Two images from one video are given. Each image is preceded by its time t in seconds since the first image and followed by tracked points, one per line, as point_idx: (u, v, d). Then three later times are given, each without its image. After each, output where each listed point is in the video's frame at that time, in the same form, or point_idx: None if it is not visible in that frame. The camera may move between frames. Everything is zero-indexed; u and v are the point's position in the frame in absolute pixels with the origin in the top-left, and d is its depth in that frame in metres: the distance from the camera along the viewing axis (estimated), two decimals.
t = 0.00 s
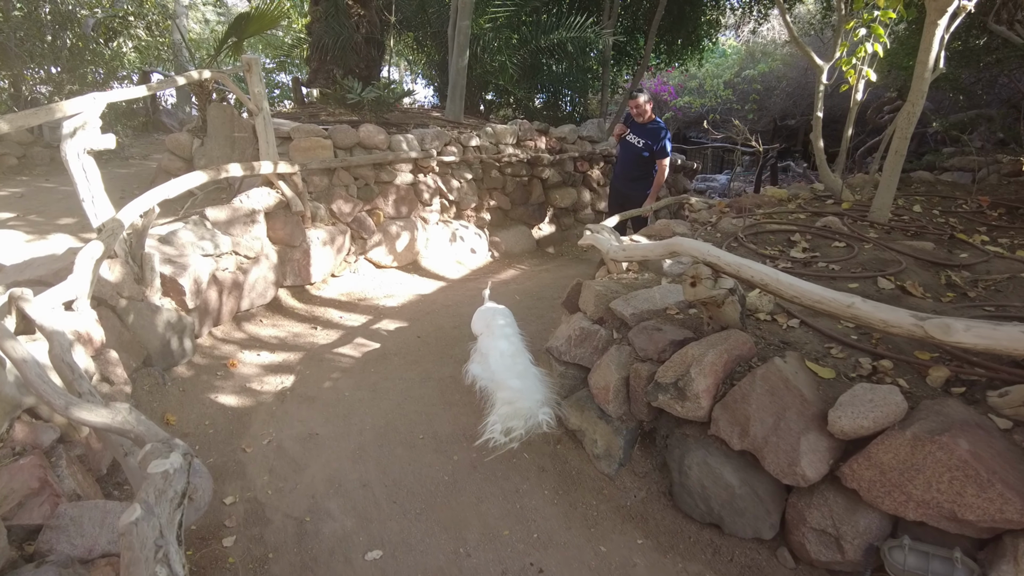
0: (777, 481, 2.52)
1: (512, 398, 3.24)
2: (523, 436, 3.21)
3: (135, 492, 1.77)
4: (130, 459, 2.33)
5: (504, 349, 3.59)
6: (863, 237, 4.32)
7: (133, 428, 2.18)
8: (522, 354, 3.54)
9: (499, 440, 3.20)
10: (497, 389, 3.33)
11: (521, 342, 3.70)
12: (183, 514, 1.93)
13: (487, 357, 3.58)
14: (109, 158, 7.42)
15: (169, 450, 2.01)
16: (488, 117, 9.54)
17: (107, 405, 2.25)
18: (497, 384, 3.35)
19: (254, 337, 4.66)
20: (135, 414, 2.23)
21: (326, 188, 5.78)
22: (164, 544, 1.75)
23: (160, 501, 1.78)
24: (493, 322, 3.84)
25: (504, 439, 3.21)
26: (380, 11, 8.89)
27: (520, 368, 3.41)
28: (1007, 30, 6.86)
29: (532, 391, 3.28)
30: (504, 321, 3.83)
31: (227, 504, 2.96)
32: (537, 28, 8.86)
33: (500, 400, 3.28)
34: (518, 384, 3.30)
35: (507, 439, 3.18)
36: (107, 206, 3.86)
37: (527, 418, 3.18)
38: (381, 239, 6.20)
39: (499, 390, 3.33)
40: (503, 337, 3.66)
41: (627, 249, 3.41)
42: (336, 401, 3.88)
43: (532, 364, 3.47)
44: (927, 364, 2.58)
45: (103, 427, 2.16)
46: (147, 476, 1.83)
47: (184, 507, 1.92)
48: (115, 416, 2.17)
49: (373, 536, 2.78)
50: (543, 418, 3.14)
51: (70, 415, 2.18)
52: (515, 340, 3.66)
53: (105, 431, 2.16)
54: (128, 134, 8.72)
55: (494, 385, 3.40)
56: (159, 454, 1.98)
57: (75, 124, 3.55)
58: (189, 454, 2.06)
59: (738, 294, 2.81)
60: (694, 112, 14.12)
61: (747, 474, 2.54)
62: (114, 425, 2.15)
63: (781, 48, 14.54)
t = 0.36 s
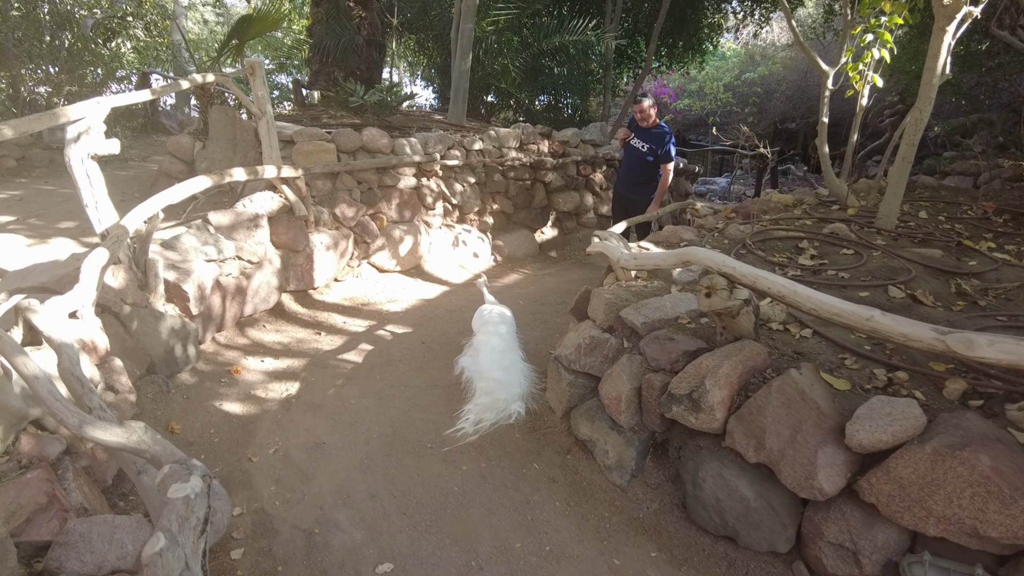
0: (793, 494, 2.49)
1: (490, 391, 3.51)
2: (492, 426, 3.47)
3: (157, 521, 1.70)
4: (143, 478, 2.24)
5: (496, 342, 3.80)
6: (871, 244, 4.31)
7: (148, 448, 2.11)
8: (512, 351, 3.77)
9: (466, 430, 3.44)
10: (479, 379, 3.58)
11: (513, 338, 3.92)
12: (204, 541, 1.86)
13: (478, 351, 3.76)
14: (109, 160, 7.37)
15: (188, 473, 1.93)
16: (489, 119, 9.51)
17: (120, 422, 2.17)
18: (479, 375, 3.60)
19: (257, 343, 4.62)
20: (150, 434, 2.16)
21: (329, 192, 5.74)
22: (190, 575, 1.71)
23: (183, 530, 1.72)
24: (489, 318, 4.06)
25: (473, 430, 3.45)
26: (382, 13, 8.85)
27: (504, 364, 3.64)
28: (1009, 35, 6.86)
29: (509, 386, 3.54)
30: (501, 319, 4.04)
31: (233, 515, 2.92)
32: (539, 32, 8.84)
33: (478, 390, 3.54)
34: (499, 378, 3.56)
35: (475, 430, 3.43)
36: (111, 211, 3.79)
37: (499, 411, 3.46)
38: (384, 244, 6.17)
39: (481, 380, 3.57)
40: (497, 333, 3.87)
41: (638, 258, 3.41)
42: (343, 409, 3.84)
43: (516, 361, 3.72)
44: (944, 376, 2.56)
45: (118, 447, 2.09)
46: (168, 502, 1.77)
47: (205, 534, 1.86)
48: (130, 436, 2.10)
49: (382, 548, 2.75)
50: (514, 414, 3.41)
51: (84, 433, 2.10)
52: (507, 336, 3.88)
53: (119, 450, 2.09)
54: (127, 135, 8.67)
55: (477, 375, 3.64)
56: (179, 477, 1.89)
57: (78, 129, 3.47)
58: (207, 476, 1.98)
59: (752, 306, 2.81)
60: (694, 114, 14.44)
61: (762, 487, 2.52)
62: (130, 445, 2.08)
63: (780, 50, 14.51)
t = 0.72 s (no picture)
0: (811, 507, 2.48)
1: (498, 393, 3.47)
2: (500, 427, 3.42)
3: (191, 551, 1.68)
4: (165, 498, 2.25)
5: (508, 348, 3.78)
6: (880, 252, 4.31)
7: (173, 469, 2.07)
8: (524, 355, 3.74)
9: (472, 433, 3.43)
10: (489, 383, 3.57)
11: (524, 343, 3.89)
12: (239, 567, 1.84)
13: (490, 358, 3.74)
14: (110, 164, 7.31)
15: (218, 497, 1.89)
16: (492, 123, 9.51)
17: (143, 444, 2.14)
18: (490, 379, 3.59)
19: (264, 350, 4.59)
20: (174, 455, 2.12)
21: (335, 197, 5.72)
22: None
23: (218, 561, 1.70)
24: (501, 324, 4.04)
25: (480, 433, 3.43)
26: (385, 16, 8.82)
27: (515, 368, 3.60)
28: (1013, 41, 6.89)
29: (517, 388, 3.48)
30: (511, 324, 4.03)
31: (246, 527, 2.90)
32: (542, 36, 8.78)
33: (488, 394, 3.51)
34: (508, 381, 3.52)
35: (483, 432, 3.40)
36: (119, 219, 3.68)
37: (507, 412, 3.40)
38: (390, 249, 6.15)
39: (490, 385, 3.56)
40: (508, 338, 3.85)
41: (652, 267, 3.42)
42: (352, 417, 3.82)
43: (528, 364, 3.67)
44: (962, 389, 2.55)
45: (142, 468, 2.06)
46: (199, 529, 1.74)
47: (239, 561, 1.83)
48: (154, 457, 2.06)
49: (397, 561, 2.73)
50: (520, 416, 3.33)
51: (108, 455, 2.09)
52: (518, 341, 3.86)
53: (143, 472, 2.05)
54: (128, 139, 8.61)
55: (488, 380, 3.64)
56: (208, 502, 1.85)
57: (87, 136, 3.42)
58: (235, 500, 1.94)
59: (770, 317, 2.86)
60: (695, 117, 14.67)
61: (781, 500, 2.50)
62: (155, 466, 2.05)
63: (781, 54, 14.49)
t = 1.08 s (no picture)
0: (822, 513, 2.47)
1: (535, 387, 3.27)
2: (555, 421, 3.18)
3: None
4: (174, 519, 2.23)
5: (517, 345, 3.62)
6: (878, 253, 4.33)
7: (184, 491, 2.11)
8: (533, 351, 3.61)
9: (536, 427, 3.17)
10: (519, 380, 3.36)
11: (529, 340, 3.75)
12: None
13: (502, 357, 3.57)
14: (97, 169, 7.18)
15: (234, 521, 1.96)
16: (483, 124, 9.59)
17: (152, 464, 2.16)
18: (518, 376, 3.37)
19: (260, 358, 4.52)
20: (185, 477, 2.15)
21: (329, 202, 5.65)
22: None
23: None
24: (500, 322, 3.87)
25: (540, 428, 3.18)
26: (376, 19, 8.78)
27: (537, 363, 3.44)
28: (1001, 42, 6.97)
29: (552, 381, 3.30)
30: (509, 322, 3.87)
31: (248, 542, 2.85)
32: (534, 38, 8.74)
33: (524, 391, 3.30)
34: (539, 375, 3.34)
35: (543, 426, 3.15)
36: (112, 227, 3.63)
37: (557, 403, 3.18)
38: (385, 254, 6.10)
39: (521, 383, 3.34)
40: (513, 336, 3.69)
41: (655, 272, 3.40)
42: (353, 427, 3.76)
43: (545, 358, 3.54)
44: (969, 392, 2.56)
45: (152, 491, 2.07)
46: (217, 557, 1.82)
47: None
48: (165, 480, 2.08)
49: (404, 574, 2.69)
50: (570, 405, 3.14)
51: (115, 477, 2.05)
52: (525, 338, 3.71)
53: (155, 494, 2.07)
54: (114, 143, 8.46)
55: (512, 378, 3.42)
56: (224, 527, 1.92)
57: (79, 144, 3.34)
58: (250, 523, 1.99)
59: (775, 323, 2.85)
60: (684, 118, 14.82)
61: (791, 506, 2.49)
62: (166, 488, 2.07)
63: (769, 54, 14.60)
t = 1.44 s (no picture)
0: (824, 513, 2.44)
1: (499, 388, 3.53)
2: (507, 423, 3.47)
3: None
4: (163, 542, 2.18)
5: (496, 344, 3.87)
6: (867, 249, 4.35)
7: (174, 515, 2.09)
8: (512, 351, 3.85)
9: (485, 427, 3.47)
10: (487, 378, 3.62)
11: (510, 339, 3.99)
12: None
13: (479, 352, 3.83)
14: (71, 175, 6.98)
15: (227, 547, 1.96)
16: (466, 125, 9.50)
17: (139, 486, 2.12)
18: (487, 374, 3.64)
19: (245, 366, 4.41)
20: (174, 499, 2.13)
21: (312, 205, 5.54)
22: None
23: None
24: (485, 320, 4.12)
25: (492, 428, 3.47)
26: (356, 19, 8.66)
27: (508, 364, 3.69)
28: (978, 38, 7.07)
29: (516, 383, 3.56)
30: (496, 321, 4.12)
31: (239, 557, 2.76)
32: (515, 38, 8.68)
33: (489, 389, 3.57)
34: (506, 375, 3.59)
35: (494, 427, 3.45)
36: (89, 235, 3.51)
37: (512, 406, 3.46)
38: (370, 257, 6.00)
39: (489, 381, 3.60)
40: (495, 334, 3.93)
41: (649, 272, 3.36)
42: (342, 434, 3.67)
43: (519, 360, 3.79)
44: (967, 388, 2.56)
45: (139, 514, 2.04)
46: None
47: None
48: (153, 503, 2.05)
49: None
50: (526, 409, 3.43)
51: (99, 501, 2.02)
52: (505, 337, 3.95)
53: (142, 518, 2.04)
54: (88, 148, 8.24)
55: (483, 375, 3.68)
56: (219, 553, 1.92)
57: (53, 149, 3.20)
58: (245, 547, 2.02)
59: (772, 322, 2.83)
60: (665, 117, 14.90)
61: (793, 507, 2.46)
62: (155, 512, 2.05)
63: (748, 53, 14.74)
